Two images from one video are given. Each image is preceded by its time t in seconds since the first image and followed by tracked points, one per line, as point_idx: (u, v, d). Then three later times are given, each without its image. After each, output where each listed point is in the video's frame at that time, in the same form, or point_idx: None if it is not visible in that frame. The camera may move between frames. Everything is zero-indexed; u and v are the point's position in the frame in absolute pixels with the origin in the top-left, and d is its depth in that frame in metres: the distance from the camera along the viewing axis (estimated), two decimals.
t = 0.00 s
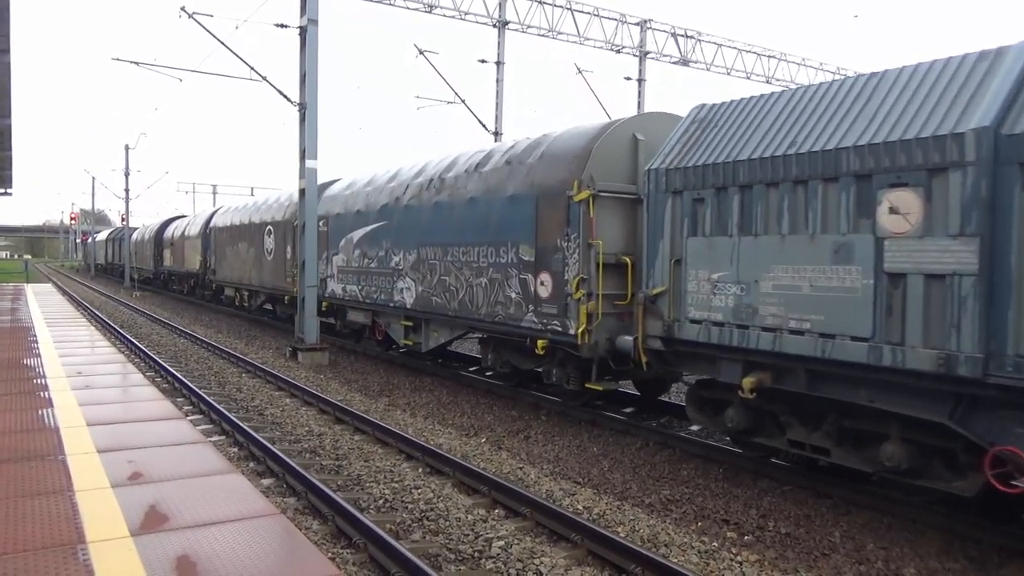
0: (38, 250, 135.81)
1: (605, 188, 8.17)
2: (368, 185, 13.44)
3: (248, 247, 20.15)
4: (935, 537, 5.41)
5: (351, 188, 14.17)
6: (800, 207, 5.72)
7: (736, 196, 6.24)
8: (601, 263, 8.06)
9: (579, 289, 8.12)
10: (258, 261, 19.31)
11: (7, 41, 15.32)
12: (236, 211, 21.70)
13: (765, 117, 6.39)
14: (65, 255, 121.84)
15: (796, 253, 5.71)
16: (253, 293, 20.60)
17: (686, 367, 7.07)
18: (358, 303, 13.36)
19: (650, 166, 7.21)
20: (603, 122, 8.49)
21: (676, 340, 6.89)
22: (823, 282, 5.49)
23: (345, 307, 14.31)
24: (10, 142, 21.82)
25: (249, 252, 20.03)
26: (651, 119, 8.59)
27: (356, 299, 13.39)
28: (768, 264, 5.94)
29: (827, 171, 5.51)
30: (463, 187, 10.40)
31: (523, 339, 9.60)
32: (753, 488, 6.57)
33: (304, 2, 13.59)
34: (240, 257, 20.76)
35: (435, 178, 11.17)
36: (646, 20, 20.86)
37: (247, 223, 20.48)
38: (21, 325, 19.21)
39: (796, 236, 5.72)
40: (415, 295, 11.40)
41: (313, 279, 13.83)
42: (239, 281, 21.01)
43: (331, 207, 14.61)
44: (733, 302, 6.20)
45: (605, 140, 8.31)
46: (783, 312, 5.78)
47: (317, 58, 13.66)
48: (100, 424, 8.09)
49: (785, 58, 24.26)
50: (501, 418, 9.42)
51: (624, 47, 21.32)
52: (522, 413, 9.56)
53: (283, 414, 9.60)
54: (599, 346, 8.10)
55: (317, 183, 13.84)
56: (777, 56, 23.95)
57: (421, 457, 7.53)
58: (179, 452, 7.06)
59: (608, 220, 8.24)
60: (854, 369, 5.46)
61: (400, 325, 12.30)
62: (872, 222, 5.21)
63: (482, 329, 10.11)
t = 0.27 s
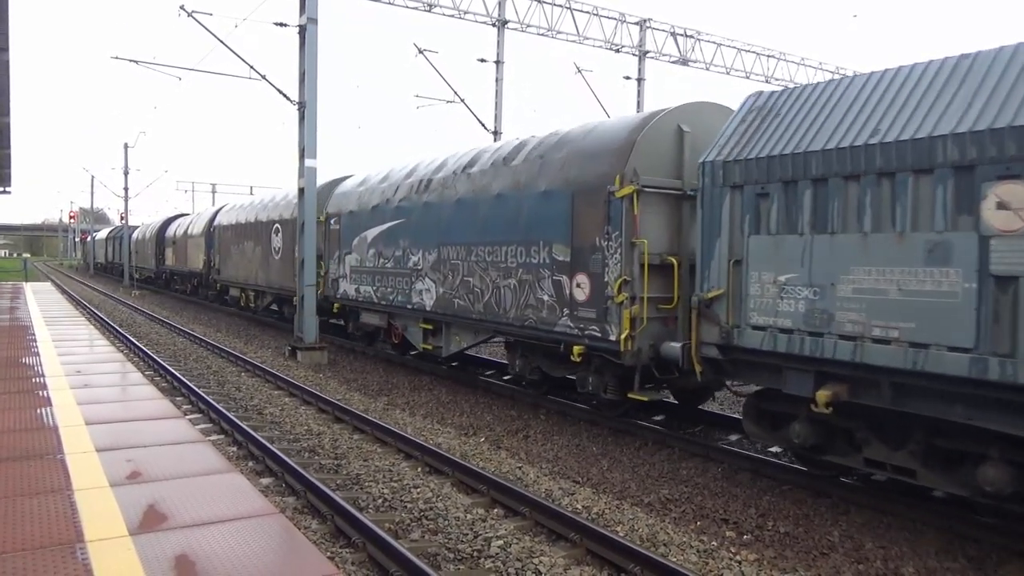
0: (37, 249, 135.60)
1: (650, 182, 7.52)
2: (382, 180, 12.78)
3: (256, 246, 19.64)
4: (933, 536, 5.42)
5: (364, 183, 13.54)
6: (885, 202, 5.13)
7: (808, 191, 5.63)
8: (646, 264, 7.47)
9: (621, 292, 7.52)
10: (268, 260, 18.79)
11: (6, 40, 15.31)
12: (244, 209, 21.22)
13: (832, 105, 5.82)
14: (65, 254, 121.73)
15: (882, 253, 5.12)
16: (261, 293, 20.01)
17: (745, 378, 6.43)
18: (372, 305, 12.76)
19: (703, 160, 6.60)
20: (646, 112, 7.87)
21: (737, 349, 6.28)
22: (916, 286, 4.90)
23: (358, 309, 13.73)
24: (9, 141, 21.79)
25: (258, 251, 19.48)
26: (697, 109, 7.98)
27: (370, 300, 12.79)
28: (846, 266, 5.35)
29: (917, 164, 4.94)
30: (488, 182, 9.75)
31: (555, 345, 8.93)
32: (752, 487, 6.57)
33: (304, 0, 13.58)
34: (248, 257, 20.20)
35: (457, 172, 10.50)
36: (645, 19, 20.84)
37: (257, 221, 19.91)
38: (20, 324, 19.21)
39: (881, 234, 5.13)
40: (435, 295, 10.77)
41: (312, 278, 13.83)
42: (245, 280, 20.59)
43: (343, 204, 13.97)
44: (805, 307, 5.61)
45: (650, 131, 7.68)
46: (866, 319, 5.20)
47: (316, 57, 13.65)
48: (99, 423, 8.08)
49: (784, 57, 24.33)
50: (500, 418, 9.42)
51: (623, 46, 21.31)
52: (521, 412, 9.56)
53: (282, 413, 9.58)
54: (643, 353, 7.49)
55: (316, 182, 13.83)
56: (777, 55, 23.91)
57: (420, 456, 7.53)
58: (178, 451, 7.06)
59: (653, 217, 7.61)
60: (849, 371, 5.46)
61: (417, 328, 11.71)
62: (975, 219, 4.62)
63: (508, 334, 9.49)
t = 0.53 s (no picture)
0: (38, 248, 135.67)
1: (700, 177, 7.06)
2: (399, 176, 12.28)
3: (264, 245, 19.07)
4: (934, 537, 5.41)
5: (379, 179, 13.05)
6: (986, 197, 4.58)
7: (892, 185, 5.09)
8: (697, 266, 7.02)
9: (668, 296, 7.06)
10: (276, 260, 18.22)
11: (8, 39, 15.34)
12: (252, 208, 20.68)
13: (914, 92, 5.28)
14: (66, 253, 121.83)
15: (982, 254, 4.56)
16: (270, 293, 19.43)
17: (812, 392, 5.85)
18: (389, 307, 12.25)
19: (766, 152, 6.02)
20: (693, 103, 7.40)
21: (804, 360, 5.73)
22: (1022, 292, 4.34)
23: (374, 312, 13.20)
24: (10, 139, 21.81)
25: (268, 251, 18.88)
26: (747, 100, 7.53)
27: (386, 302, 12.27)
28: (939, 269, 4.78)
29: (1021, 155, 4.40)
30: (518, 178, 9.27)
31: (591, 352, 8.44)
32: (753, 488, 6.57)
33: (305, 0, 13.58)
34: (256, 257, 19.62)
35: (481, 168, 10.03)
36: (647, 18, 20.85)
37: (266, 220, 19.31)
38: (21, 323, 19.24)
39: (981, 233, 4.56)
40: (458, 297, 10.29)
41: (313, 277, 13.84)
42: (251, 280, 20.08)
43: (358, 200, 13.49)
44: (888, 314, 5.05)
45: (699, 123, 7.22)
46: (962, 327, 4.63)
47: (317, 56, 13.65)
48: (100, 422, 8.09)
49: (788, 57, 24.69)
50: (500, 418, 9.41)
51: (624, 46, 21.34)
52: (522, 412, 9.56)
53: (282, 413, 9.59)
54: (691, 361, 7.06)
55: (317, 182, 13.84)
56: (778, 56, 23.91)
57: (420, 455, 7.53)
58: (179, 450, 7.06)
59: (702, 215, 7.16)
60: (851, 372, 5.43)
61: (438, 331, 11.22)
62: None
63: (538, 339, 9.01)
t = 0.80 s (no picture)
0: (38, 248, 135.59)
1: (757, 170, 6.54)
2: (417, 172, 11.76)
3: (272, 245, 18.51)
4: (934, 536, 5.41)
5: (395, 176, 12.53)
6: None
7: (995, 179, 4.60)
8: (754, 267, 6.48)
9: (721, 299, 6.50)
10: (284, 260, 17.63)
11: (9, 39, 15.35)
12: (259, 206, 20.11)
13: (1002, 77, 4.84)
14: (66, 252, 121.82)
15: None
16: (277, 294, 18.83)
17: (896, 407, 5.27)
18: (406, 309, 11.71)
19: (840, 141, 5.52)
20: (748, 91, 6.88)
21: (886, 371, 5.19)
22: None
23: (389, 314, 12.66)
24: (10, 138, 21.79)
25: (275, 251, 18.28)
26: (805, 89, 7.03)
27: (403, 304, 11.73)
28: None
29: None
30: (551, 173, 8.74)
31: (630, 360, 7.87)
32: (753, 487, 6.57)
33: None
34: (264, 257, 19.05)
35: (509, 164, 9.52)
36: (647, 18, 20.86)
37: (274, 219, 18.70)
38: (21, 322, 19.25)
39: None
40: (483, 299, 9.75)
41: (313, 277, 13.84)
42: (257, 280, 19.58)
43: (372, 198, 12.95)
44: (987, 322, 4.57)
45: (756, 113, 6.70)
46: None
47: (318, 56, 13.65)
48: (100, 422, 8.09)
49: (788, 58, 24.55)
50: (501, 417, 9.41)
51: (625, 45, 21.33)
52: (522, 411, 9.56)
53: (283, 412, 9.58)
54: (748, 370, 6.51)
55: (318, 181, 13.84)
56: (778, 56, 23.91)
57: (420, 455, 7.53)
58: (179, 450, 7.06)
59: (759, 212, 6.62)
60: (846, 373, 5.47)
61: (460, 335, 10.71)
62: None
63: (571, 345, 8.46)
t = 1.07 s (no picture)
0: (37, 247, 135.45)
1: (832, 164, 5.97)
2: (439, 169, 11.23)
3: (283, 245, 17.94)
4: (934, 536, 5.42)
5: (414, 173, 12.00)
6: None
7: None
8: (827, 270, 5.96)
9: (792, 305, 5.94)
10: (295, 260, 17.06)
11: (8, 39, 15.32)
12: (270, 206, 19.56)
13: None
14: (66, 252, 121.79)
15: None
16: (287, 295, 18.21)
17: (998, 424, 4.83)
18: (427, 312, 11.19)
19: (936, 130, 5.06)
20: (817, 78, 6.31)
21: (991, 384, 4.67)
22: None
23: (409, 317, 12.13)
24: (9, 138, 21.76)
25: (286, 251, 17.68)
26: (878, 76, 6.46)
27: (425, 307, 11.20)
28: None
29: None
30: (590, 168, 8.21)
31: (680, 369, 7.33)
32: (752, 487, 6.57)
33: None
34: (275, 257, 18.47)
35: (541, 158, 9.02)
36: (646, 18, 20.89)
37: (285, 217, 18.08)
38: (20, 322, 19.24)
39: None
40: (513, 303, 9.22)
41: (313, 277, 13.85)
42: (268, 282, 19.08)
43: (389, 196, 12.42)
44: None
45: (828, 101, 6.12)
46: None
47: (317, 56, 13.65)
48: (100, 422, 8.08)
49: (787, 57, 24.11)
50: (501, 417, 9.41)
51: (625, 45, 21.34)
52: (522, 411, 9.57)
53: (283, 412, 9.58)
54: (819, 384, 5.97)
55: (317, 181, 13.84)
56: (777, 56, 23.95)
57: (420, 455, 7.53)
58: (179, 449, 7.06)
59: (832, 210, 6.07)
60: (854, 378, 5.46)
61: (485, 340, 10.19)
62: None
63: (612, 352, 7.92)
